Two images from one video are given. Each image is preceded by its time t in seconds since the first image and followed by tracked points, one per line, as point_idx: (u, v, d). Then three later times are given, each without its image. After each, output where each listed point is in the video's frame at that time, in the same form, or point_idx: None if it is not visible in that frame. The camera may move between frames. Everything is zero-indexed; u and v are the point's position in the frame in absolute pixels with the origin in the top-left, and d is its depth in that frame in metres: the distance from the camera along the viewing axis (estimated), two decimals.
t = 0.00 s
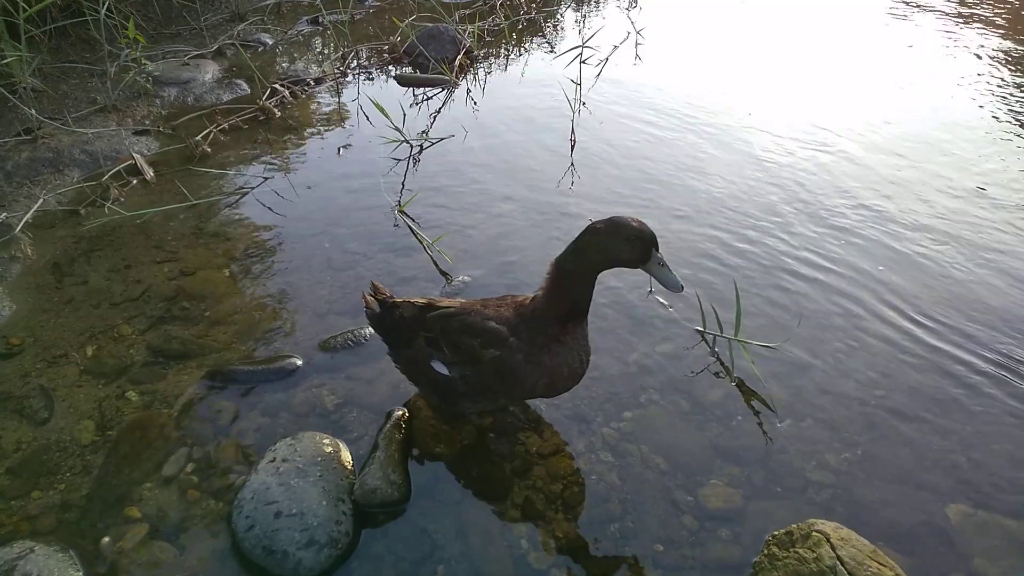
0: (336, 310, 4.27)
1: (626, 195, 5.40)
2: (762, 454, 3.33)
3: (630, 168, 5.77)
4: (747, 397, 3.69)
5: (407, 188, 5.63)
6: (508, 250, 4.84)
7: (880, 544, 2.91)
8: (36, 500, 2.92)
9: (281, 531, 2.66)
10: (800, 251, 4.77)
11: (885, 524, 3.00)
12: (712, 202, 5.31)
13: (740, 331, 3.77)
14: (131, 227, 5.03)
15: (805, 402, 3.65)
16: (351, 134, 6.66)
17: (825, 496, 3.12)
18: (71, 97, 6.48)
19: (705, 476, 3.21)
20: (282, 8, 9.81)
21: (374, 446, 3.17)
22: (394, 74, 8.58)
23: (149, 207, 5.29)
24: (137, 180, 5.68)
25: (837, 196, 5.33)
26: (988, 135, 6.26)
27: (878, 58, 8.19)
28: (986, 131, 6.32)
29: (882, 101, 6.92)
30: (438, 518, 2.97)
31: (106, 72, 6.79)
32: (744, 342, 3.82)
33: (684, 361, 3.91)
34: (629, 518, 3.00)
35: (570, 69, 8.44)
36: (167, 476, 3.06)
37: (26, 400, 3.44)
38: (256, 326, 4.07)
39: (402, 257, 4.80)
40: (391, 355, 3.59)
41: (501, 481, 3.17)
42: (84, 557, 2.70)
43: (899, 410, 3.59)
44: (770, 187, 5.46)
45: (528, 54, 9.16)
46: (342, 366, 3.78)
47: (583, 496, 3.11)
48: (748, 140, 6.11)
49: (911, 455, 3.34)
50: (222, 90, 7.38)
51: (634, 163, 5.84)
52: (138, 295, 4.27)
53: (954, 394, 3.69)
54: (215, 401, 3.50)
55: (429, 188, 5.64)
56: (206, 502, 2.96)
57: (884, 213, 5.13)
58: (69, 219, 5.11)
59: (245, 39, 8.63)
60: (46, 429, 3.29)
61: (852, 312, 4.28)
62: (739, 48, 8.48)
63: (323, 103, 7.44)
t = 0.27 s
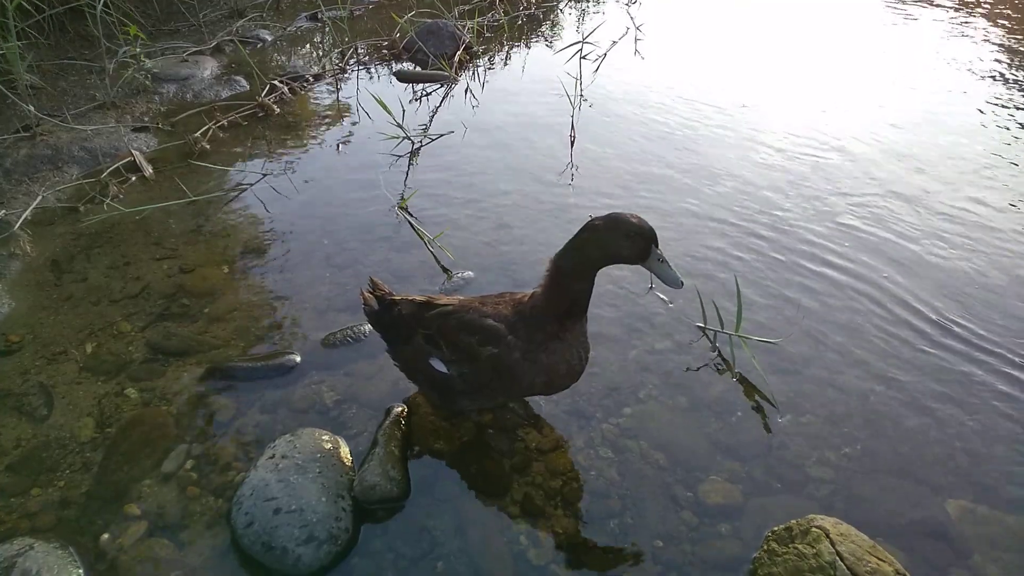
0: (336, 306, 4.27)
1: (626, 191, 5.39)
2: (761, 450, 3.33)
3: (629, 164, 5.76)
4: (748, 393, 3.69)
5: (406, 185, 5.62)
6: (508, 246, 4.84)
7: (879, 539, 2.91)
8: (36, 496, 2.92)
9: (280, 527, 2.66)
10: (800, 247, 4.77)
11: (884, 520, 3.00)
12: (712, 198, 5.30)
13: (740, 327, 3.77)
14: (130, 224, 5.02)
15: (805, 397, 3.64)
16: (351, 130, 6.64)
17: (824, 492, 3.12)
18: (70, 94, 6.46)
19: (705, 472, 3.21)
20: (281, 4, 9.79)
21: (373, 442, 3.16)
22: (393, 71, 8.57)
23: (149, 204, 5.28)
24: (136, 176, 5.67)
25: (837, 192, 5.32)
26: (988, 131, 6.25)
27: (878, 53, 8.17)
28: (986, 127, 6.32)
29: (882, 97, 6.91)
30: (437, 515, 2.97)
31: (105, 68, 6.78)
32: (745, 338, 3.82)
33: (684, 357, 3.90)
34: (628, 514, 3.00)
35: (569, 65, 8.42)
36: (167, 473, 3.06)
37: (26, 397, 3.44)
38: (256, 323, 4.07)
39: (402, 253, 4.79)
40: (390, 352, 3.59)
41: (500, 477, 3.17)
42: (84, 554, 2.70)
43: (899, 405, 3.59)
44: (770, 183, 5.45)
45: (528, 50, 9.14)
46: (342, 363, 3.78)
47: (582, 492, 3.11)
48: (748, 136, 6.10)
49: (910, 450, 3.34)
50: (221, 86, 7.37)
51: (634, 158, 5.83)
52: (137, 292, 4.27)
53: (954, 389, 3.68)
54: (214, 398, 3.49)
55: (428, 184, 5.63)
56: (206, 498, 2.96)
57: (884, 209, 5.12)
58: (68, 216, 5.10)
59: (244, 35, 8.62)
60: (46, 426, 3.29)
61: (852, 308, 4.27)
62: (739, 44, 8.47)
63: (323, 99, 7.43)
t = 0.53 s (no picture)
0: (338, 304, 4.27)
1: (629, 188, 5.37)
2: (765, 448, 3.32)
3: (632, 161, 5.75)
4: (752, 390, 3.68)
5: (409, 182, 5.61)
6: (511, 243, 4.83)
7: (883, 538, 2.91)
8: (40, 494, 2.93)
9: (283, 525, 2.66)
10: (803, 245, 4.75)
11: (888, 518, 2.99)
12: (715, 195, 5.28)
13: (744, 325, 3.76)
14: (133, 222, 5.02)
15: (808, 395, 3.63)
16: (353, 128, 6.63)
17: (828, 490, 3.12)
18: (72, 91, 6.46)
19: (708, 470, 3.20)
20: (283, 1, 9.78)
21: (376, 440, 3.16)
22: (395, 68, 8.55)
23: (151, 202, 5.29)
24: (139, 174, 5.67)
25: (841, 189, 5.30)
26: (992, 127, 6.21)
27: (882, 49, 8.14)
28: (990, 124, 6.28)
29: (886, 93, 6.88)
30: (440, 513, 2.97)
31: (107, 66, 6.77)
32: (749, 335, 3.81)
33: (687, 355, 3.90)
34: (631, 512, 3.00)
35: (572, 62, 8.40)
36: (170, 470, 3.06)
37: (29, 395, 3.45)
38: (258, 321, 4.07)
39: (404, 251, 4.79)
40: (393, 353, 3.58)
41: (503, 475, 3.17)
42: (88, 551, 2.71)
43: (903, 403, 3.58)
44: (773, 180, 5.43)
45: (530, 47, 9.12)
46: (345, 361, 3.77)
47: (585, 490, 3.10)
48: (751, 133, 6.08)
49: (914, 448, 3.33)
50: (223, 83, 7.37)
51: (637, 155, 5.82)
52: (139, 290, 4.27)
53: (958, 387, 3.67)
54: (217, 396, 3.49)
55: (430, 181, 5.62)
56: (209, 496, 2.96)
57: (888, 206, 5.10)
58: (71, 214, 5.11)
59: (246, 33, 8.61)
60: (49, 424, 3.29)
61: (856, 305, 4.26)
62: (741, 40, 8.44)
63: (325, 97, 7.42)
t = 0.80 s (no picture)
0: (340, 305, 4.27)
1: (630, 189, 5.37)
2: (765, 450, 3.32)
3: (633, 162, 5.75)
4: (755, 391, 3.68)
5: (410, 183, 5.61)
6: (512, 245, 4.83)
7: (884, 539, 2.90)
8: (41, 495, 2.93)
9: (284, 526, 2.66)
10: (805, 246, 4.75)
11: (890, 520, 2.98)
12: (716, 196, 5.28)
13: (746, 326, 3.76)
14: (135, 223, 5.03)
15: (810, 396, 3.63)
16: (354, 129, 6.64)
17: (829, 492, 3.11)
18: (74, 93, 6.48)
19: (709, 471, 3.19)
20: (285, 2, 9.79)
21: (377, 442, 3.16)
22: (397, 69, 8.56)
23: (153, 203, 5.29)
24: (140, 175, 5.68)
25: (841, 190, 5.30)
26: (994, 129, 6.21)
27: (883, 51, 8.14)
28: (992, 125, 6.28)
29: (887, 95, 6.88)
30: (441, 514, 2.97)
31: (109, 67, 6.79)
32: (751, 336, 3.80)
33: (688, 356, 3.89)
34: (632, 514, 3.00)
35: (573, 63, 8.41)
36: (171, 471, 3.06)
37: (30, 396, 3.45)
38: (260, 322, 4.07)
39: (405, 252, 4.79)
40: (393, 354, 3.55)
41: (504, 476, 3.17)
42: (88, 552, 2.71)
43: (905, 404, 3.57)
44: (774, 181, 5.43)
45: (532, 48, 9.13)
46: (345, 362, 3.78)
47: (586, 491, 3.10)
48: (752, 133, 6.08)
49: (916, 449, 3.33)
50: (225, 85, 7.38)
51: (638, 157, 5.81)
52: (141, 291, 4.27)
53: (960, 388, 3.66)
54: (218, 397, 3.50)
55: (431, 183, 5.62)
56: (210, 497, 2.96)
57: (889, 207, 5.09)
58: (72, 215, 5.12)
59: (248, 34, 8.63)
60: (51, 425, 3.29)
61: (857, 307, 4.25)
62: (743, 41, 8.45)
63: (326, 98, 7.43)
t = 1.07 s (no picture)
0: (343, 311, 4.28)
1: (633, 194, 5.38)
2: (770, 454, 3.31)
3: (636, 167, 5.76)
4: (759, 396, 3.67)
5: (414, 189, 5.63)
6: (515, 250, 4.83)
7: (890, 544, 2.89)
8: (46, 501, 2.94)
9: (289, 532, 2.66)
10: (808, 250, 4.74)
11: (895, 525, 2.97)
12: (718, 201, 5.29)
13: (750, 330, 3.76)
14: (139, 229, 5.05)
15: (814, 401, 3.62)
16: (358, 134, 6.66)
17: (834, 497, 3.10)
18: (79, 100, 6.52)
19: (714, 476, 3.19)
20: (288, 9, 9.85)
21: (381, 447, 3.17)
22: (399, 75, 8.60)
23: (157, 209, 5.32)
24: (145, 182, 5.70)
25: (845, 194, 5.30)
26: (996, 132, 6.21)
27: (885, 54, 8.15)
28: (994, 128, 6.28)
29: (889, 98, 6.88)
30: (445, 520, 2.96)
31: (114, 75, 6.83)
32: (754, 340, 3.80)
33: (692, 361, 3.89)
34: (637, 519, 2.99)
35: (575, 68, 8.43)
36: (175, 477, 3.07)
37: (36, 402, 3.46)
38: (264, 328, 4.08)
39: (409, 257, 4.80)
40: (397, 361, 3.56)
41: (508, 481, 3.17)
42: (93, 558, 2.71)
43: (910, 408, 3.56)
44: (777, 185, 5.43)
45: (534, 53, 9.15)
46: (350, 367, 3.78)
47: (590, 496, 3.10)
48: (754, 138, 6.09)
49: (921, 454, 3.32)
50: (228, 91, 7.42)
51: (640, 161, 5.82)
52: (145, 297, 4.29)
53: (965, 392, 3.65)
54: (223, 403, 3.51)
55: (435, 188, 5.64)
56: (215, 503, 2.97)
57: (893, 211, 5.09)
58: (77, 222, 5.14)
59: (252, 41, 8.67)
60: (56, 431, 3.30)
61: (861, 310, 4.25)
62: (744, 46, 8.47)
63: (329, 104, 7.46)
